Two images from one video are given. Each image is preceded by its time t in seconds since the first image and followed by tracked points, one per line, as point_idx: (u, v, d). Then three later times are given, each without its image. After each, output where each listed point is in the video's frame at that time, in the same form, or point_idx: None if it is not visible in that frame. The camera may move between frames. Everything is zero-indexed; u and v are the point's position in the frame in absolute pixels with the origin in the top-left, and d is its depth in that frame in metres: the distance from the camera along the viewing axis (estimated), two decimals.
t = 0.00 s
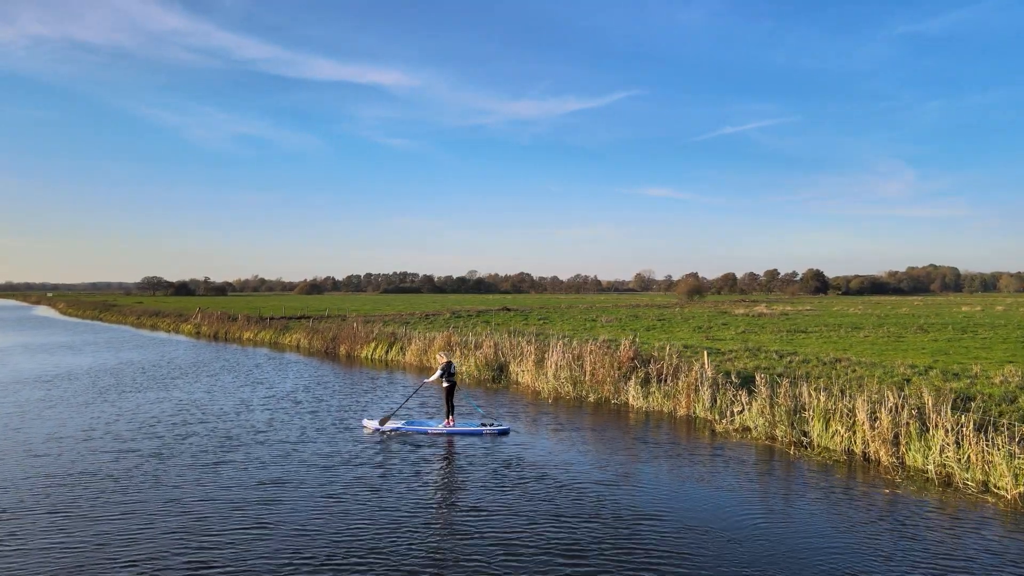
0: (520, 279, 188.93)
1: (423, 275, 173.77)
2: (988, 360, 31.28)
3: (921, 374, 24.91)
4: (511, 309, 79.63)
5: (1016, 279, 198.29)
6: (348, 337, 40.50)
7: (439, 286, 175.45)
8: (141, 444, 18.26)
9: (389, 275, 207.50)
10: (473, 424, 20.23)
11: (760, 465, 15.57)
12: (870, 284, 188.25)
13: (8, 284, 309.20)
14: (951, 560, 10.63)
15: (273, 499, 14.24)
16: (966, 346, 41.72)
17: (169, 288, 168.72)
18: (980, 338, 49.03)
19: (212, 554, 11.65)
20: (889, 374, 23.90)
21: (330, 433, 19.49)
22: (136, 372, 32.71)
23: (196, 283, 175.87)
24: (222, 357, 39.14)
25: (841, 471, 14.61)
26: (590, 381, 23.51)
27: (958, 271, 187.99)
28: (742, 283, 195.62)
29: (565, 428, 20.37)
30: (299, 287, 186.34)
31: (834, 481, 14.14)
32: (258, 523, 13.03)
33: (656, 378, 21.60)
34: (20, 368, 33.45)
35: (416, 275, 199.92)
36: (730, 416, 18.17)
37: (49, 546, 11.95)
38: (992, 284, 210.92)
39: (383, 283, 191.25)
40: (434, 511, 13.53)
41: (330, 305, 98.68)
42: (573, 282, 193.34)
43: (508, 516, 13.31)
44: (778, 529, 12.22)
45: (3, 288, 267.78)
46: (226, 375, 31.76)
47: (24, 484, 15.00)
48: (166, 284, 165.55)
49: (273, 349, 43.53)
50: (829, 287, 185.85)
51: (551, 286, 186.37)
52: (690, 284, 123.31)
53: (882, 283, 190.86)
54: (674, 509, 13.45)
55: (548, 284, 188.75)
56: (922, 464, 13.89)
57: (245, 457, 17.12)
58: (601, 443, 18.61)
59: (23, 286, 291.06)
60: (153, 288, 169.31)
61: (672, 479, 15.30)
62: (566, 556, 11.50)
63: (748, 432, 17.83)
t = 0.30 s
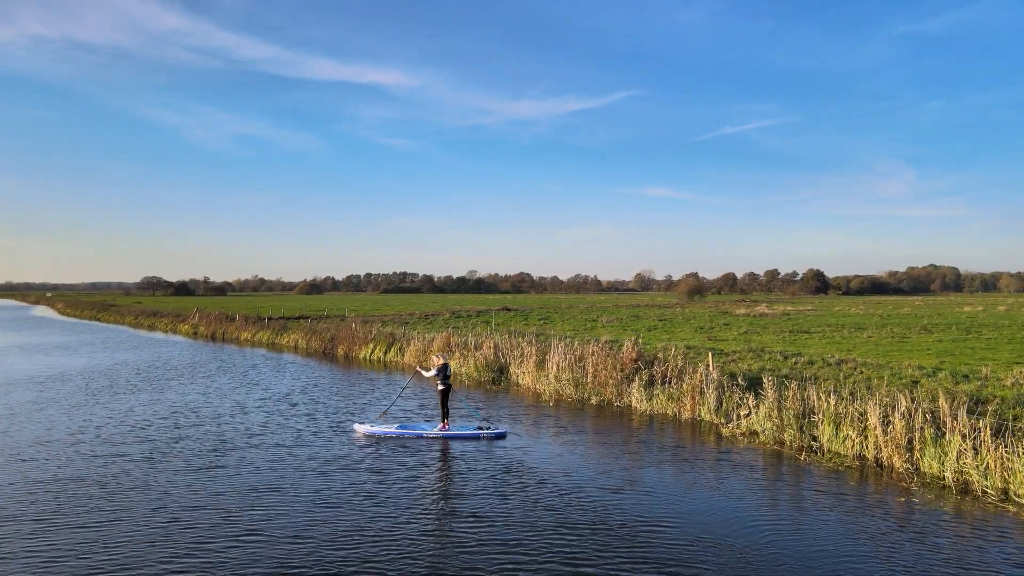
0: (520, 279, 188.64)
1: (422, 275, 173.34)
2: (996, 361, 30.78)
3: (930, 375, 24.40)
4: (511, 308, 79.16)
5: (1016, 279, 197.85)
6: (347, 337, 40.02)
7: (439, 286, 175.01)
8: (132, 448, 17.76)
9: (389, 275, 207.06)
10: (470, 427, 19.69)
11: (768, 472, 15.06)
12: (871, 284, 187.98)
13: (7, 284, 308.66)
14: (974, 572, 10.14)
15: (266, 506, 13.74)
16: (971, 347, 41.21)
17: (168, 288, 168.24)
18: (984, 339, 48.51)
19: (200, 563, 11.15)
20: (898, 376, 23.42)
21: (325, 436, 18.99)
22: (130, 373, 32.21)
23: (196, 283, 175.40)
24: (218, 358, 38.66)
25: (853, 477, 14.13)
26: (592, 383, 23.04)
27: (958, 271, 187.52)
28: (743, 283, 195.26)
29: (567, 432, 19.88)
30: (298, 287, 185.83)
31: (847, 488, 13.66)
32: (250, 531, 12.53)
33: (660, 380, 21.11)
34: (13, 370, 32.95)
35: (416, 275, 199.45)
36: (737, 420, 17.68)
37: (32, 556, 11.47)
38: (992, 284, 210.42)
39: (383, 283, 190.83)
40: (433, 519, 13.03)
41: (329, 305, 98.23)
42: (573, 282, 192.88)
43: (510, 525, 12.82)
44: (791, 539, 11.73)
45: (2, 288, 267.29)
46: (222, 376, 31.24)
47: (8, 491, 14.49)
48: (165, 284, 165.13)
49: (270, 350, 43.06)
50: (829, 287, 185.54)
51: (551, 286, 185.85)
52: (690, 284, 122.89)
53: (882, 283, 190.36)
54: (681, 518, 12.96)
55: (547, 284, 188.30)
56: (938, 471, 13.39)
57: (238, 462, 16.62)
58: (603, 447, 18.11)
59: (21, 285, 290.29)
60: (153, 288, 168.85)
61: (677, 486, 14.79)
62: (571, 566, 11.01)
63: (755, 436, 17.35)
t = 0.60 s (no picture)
0: (520, 279, 188.24)
1: (422, 275, 172.93)
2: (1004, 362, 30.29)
3: (940, 377, 23.88)
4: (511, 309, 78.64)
5: (1016, 279, 197.55)
6: (345, 338, 39.50)
7: (439, 285, 174.58)
8: (121, 454, 17.23)
9: (388, 275, 206.69)
10: (466, 431, 19.15)
11: (778, 478, 14.55)
12: (872, 284, 187.53)
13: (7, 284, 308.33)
14: None
15: (257, 515, 13.24)
16: (977, 348, 40.72)
17: (167, 288, 167.66)
18: (988, 339, 48.02)
19: None
20: (907, 378, 22.89)
21: (320, 441, 18.49)
22: (124, 375, 31.70)
23: (195, 283, 174.82)
24: (214, 359, 38.15)
25: (866, 484, 13.62)
26: (595, 385, 22.53)
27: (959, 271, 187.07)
28: (743, 283, 194.78)
29: (568, 436, 19.39)
30: (298, 287, 185.45)
31: (860, 496, 13.15)
32: (240, 541, 12.01)
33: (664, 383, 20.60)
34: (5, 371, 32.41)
35: (416, 275, 199.01)
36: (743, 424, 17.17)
37: (14, 566, 10.99)
38: (993, 284, 209.96)
39: (384, 283, 190.42)
40: (430, 529, 12.52)
41: (328, 305, 97.70)
42: (573, 282, 192.24)
43: (510, 535, 12.30)
44: (804, 551, 11.22)
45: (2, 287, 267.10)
46: (218, 378, 30.70)
47: None
48: (164, 284, 164.68)
49: (267, 351, 42.56)
50: (830, 287, 185.13)
51: (551, 286, 185.38)
52: (690, 283, 122.43)
53: (883, 283, 189.84)
54: (688, 528, 12.44)
55: (547, 284, 187.85)
56: (956, 479, 12.89)
57: (230, 468, 16.11)
58: (605, 453, 17.61)
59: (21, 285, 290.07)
60: (152, 288, 168.37)
61: (683, 494, 14.29)
62: None
63: (763, 440, 16.83)
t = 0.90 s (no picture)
0: (520, 279, 187.65)
1: (422, 275, 172.43)
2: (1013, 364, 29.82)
3: (950, 379, 23.38)
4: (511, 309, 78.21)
5: (1016, 279, 197.21)
6: (343, 339, 38.96)
7: (439, 285, 174.08)
8: (109, 459, 16.71)
9: (388, 275, 206.14)
10: (461, 436, 18.58)
11: (788, 486, 14.01)
12: (873, 284, 187.03)
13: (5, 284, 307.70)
14: None
15: (246, 525, 12.68)
16: (983, 348, 40.23)
17: (166, 288, 167.11)
18: (993, 340, 47.53)
19: None
20: (917, 380, 22.40)
21: (315, 445, 17.93)
22: (119, 376, 31.16)
23: (195, 283, 174.22)
24: (210, 360, 37.60)
25: (881, 492, 13.12)
26: (597, 388, 22.02)
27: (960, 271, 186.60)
28: (744, 283, 194.28)
29: (570, 441, 18.85)
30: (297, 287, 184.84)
31: (875, 505, 12.65)
32: (230, 552, 11.49)
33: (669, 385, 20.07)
34: None
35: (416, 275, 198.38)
36: (751, 428, 16.63)
37: None
38: (993, 284, 209.49)
39: (383, 283, 189.74)
40: (428, 538, 12.01)
41: (328, 305, 97.24)
42: (573, 281, 191.82)
43: (512, 545, 11.79)
44: (820, 563, 10.71)
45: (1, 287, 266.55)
46: (213, 380, 30.15)
47: None
48: (164, 283, 164.29)
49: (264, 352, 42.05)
50: (831, 286, 184.66)
51: (551, 286, 184.90)
52: (691, 284, 121.96)
53: (884, 283, 189.34)
54: (697, 538, 11.94)
55: (547, 284, 187.32)
56: (976, 487, 12.38)
57: (221, 474, 15.57)
58: (607, 458, 17.06)
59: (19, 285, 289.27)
60: (151, 288, 167.86)
61: (689, 502, 13.73)
62: None
63: (771, 446, 16.32)
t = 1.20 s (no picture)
0: (520, 279, 187.03)
1: (422, 275, 171.99)
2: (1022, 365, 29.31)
3: (961, 381, 22.82)
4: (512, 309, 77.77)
5: (1017, 279, 196.83)
6: (340, 339, 38.41)
7: (439, 285, 173.61)
8: (96, 465, 16.17)
9: (388, 275, 205.71)
10: (457, 441, 18.00)
11: (799, 494, 13.47)
12: (874, 284, 186.54)
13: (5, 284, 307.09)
14: None
15: (235, 534, 12.15)
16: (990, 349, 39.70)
17: (166, 288, 166.55)
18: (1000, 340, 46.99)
19: None
20: (927, 383, 21.85)
21: (308, 450, 17.37)
22: (113, 378, 30.64)
23: (195, 283, 173.61)
24: (206, 361, 37.05)
25: (897, 500, 12.58)
26: (599, 391, 21.47)
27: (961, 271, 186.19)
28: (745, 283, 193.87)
29: (571, 445, 18.30)
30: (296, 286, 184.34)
31: (892, 514, 12.11)
32: (216, 563, 10.96)
33: (674, 388, 19.52)
34: None
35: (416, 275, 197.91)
36: (759, 432, 16.10)
37: None
38: (995, 284, 209.02)
39: (383, 283, 189.32)
40: (424, 549, 11.48)
41: (327, 305, 96.73)
42: (573, 281, 191.31)
43: (511, 556, 11.27)
44: None
45: None
46: (209, 381, 29.62)
47: None
48: (163, 283, 163.88)
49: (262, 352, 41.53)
50: (831, 286, 184.18)
51: (551, 286, 184.37)
52: (692, 283, 121.51)
53: (885, 283, 188.87)
54: (706, 549, 11.40)
55: (548, 284, 186.87)
56: (998, 496, 11.84)
57: (211, 481, 15.01)
58: (608, 464, 16.51)
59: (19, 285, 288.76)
60: (151, 288, 167.42)
61: (695, 512, 13.16)
62: None
63: (781, 451, 15.78)
